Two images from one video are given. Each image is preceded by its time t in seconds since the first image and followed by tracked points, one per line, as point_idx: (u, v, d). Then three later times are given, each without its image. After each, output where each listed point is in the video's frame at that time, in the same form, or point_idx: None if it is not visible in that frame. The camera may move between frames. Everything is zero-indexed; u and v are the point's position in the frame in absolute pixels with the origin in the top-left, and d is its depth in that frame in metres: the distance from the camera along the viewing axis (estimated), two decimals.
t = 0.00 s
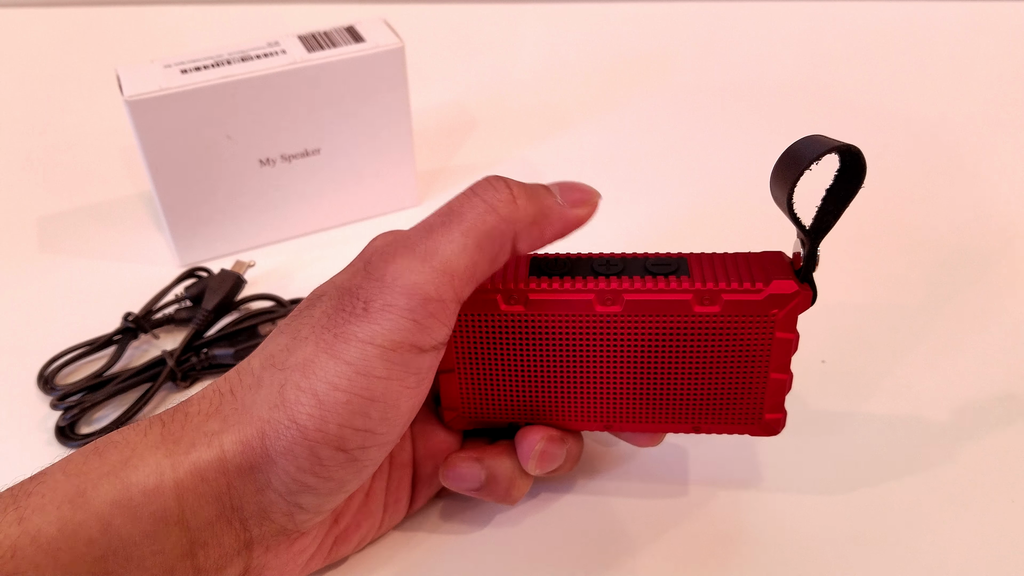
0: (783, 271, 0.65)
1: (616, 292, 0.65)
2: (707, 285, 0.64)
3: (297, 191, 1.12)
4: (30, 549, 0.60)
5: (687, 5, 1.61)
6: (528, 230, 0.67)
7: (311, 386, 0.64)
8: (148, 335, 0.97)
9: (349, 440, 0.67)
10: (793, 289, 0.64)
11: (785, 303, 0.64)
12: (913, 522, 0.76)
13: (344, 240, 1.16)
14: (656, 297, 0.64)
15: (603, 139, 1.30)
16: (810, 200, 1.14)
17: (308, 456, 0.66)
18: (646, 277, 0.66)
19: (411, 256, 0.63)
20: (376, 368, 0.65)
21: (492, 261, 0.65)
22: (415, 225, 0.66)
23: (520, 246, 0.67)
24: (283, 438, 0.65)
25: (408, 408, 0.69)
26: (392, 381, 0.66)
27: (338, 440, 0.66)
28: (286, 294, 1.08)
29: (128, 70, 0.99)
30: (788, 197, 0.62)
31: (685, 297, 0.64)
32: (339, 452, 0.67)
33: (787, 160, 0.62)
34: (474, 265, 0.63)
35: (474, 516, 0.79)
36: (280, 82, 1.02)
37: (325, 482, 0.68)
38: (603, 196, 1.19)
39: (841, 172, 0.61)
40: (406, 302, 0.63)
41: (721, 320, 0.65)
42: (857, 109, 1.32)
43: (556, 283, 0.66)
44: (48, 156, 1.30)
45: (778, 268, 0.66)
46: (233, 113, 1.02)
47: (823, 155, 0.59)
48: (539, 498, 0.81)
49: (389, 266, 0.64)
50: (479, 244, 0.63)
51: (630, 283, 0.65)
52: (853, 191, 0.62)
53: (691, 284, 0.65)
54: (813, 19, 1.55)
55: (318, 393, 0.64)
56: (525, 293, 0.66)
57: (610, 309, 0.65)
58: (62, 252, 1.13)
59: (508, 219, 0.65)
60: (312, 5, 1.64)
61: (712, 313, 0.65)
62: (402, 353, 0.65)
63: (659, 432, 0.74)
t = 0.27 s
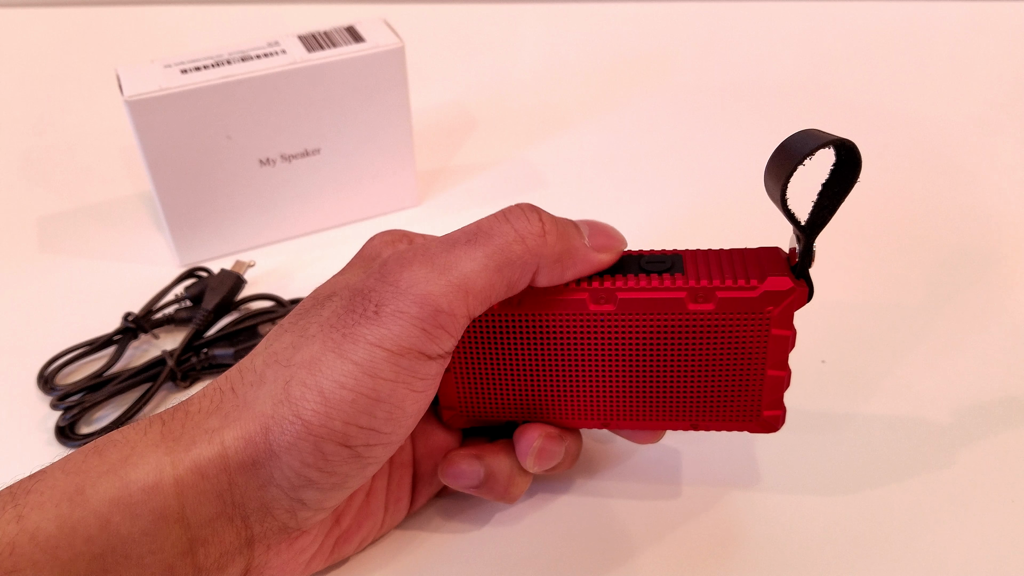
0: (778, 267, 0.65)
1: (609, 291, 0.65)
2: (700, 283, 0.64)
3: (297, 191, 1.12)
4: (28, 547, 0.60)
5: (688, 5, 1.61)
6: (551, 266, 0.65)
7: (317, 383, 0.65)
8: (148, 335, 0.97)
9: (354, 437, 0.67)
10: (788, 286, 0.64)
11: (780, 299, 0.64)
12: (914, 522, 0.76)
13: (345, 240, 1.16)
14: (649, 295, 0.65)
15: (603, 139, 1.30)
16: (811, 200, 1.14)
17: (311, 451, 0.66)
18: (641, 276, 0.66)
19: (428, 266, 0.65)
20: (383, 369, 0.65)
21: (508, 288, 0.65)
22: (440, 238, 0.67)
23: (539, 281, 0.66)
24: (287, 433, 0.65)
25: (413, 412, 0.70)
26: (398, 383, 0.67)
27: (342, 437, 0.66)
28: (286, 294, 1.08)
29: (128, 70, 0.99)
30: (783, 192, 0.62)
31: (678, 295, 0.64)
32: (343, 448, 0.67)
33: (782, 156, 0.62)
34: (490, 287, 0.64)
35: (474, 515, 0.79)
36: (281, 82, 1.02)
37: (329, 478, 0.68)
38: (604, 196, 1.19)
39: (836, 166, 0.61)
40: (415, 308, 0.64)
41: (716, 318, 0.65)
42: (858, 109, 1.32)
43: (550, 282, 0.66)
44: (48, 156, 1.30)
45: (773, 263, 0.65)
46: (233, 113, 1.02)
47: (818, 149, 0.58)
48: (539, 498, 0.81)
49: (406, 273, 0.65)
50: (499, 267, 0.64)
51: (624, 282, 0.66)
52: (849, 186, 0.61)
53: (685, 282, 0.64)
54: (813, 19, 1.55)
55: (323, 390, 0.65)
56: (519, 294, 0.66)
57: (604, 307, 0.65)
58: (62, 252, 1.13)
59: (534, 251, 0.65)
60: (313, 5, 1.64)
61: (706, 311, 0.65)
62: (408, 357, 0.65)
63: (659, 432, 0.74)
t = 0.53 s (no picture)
0: (773, 265, 0.65)
1: (604, 290, 0.65)
2: (695, 281, 0.64)
3: (297, 191, 1.12)
4: (22, 541, 0.60)
5: (689, 5, 1.61)
6: (546, 262, 0.66)
7: (314, 373, 0.65)
8: (148, 335, 0.97)
9: (350, 429, 0.67)
10: (783, 284, 0.63)
11: (774, 298, 0.64)
12: (916, 522, 0.76)
13: (344, 240, 1.15)
14: (644, 294, 0.64)
15: (604, 139, 1.30)
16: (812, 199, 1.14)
17: (308, 443, 0.66)
18: (635, 274, 0.66)
19: (426, 256, 0.66)
20: (379, 359, 0.65)
21: (504, 281, 0.65)
22: (438, 233, 0.68)
23: (535, 278, 0.66)
24: (284, 425, 0.65)
25: (411, 405, 0.70)
26: (395, 373, 0.66)
27: (339, 428, 0.66)
28: (286, 294, 1.08)
29: (128, 70, 0.99)
30: (776, 189, 0.62)
31: (673, 293, 0.64)
32: (340, 441, 0.67)
33: (775, 153, 0.62)
34: (486, 278, 0.65)
35: (471, 516, 0.79)
36: (281, 82, 1.02)
37: (326, 472, 0.68)
38: (605, 196, 1.19)
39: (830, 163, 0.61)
40: (411, 297, 0.65)
41: (712, 316, 0.65)
42: (859, 108, 1.32)
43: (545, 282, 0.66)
44: (49, 156, 1.30)
45: (768, 262, 0.65)
46: (233, 113, 1.02)
47: (810, 146, 0.58)
48: (536, 498, 0.80)
49: (403, 264, 0.66)
50: (495, 259, 0.65)
51: (619, 281, 0.65)
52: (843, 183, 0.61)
53: (680, 280, 0.64)
54: (814, 19, 1.55)
55: (320, 380, 0.65)
56: (514, 294, 0.67)
57: (599, 306, 0.65)
58: (62, 252, 1.13)
59: (530, 244, 0.66)
60: (314, 6, 1.64)
61: (701, 309, 0.64)
62: (405, 347, 0.66)
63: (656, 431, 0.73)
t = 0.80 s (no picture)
0: (771, 263, 0.65)
1: (602, 288, 0.65)
2: (693, 278, 0.64)
3: (297, 191, 1.12)
4: (20, 537, 0.60)
5: (689, 5, 1.61)
6: (543, 256, 0.66)
7: (314, 367, 0.65)
8: (148, 335, 0.97)
9: (351, 423, 0.67)
10: (780, 281, 0.63)
11: (772, 295, 0.64)
12: (916, 520, 0.76)
13: (344, 240, 1.16)
14: (641, 291, 0.64)
15: (604, 139, 1.30)
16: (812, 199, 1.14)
17: (308, 437, 0.66)
18: (633, 272, 0.66)
19: (424, 250, 0.67)
20: (379, 352, 0.66)
21: (501, 275, 0.66)
22: (436, 229, 0.69)
23: (531, 272, 0.67)
24: (284, 419, 0.65)
25: (411, 399, 0.70)
26: (394, 366, 0.67)
27: (339, 423, 0.66)
28: (286, 294, 1.08)
29: (128, 70, 0.99)
30: (772, 186, 0.62)
31: (671, 291, 0.64)
32: (340, 436, 0.67)
33: (772, 151, 0.62)
34: (484, 271, 0.65)
35: (470, 515, 0.79)
36: (281, 82, 1.03)
37: (326, 467, 0.68)
38: (605, 196, 1.19)
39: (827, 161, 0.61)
40: (409, 290, 0.65)
41: (709, 314, 0.65)
42: (859, 108, 1.32)
43: (542, 279, 0.66)
44: (49, 156, 1.30)
45: (765, 259, 0.65)
46: (233, 113, 1.02)
47: (806, 143, 0.58)
48: (536, 497, 0.80)
49: (401, 259, 0.67)
50: (493, 252, 0.65)
51: (616, 278, 0.65)
52: (839, 181, 0.61)
53: (677, 278, 0.64)
54: (815, 19, 1.55)
55: (320, 373, 0.65)
56: (513, 292, 0.66)
57: (596, 304, 0.65)
58: (62, 252, 1.13)
59: (527, 238, 0.66)
60: (315, 6, 1.64)
61: (698, 307, 0.64)
62: (403, 340, 0.66)
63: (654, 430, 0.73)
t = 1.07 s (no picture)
0: (768, 261, 0.65)
1: (600, 284, 0.65)
2: (690, 275, 0.64)
3: (297, 191, 1.12)
4: (20, 533, 0.60)
5: (689, 6, 1.61)
6: (542, 252, 0.66)
7: (314, 362, 0.65)
8: (148, 335, 0.97)
9: (352, 418, 0.67)
10: (776, 278, 0.64)
11: (769, 292, 0.64)
12: (914, 519, 0.76)
13: (344, 240, 1.16)
14: (639, 288, 0.65)
15: (604, 139, 1.30)
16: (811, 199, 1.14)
17: (309, 432, 0.66)
18: (631, 270, 0.66)
19: (423, 246, 0.67)
20: (380, 347, 0.66)
21: (501, 271, 0.66)
22: (435, 225, 0.69)
23: (530, 269, 0.67)
24: (284, 415, 0.65)
25: (411, 395, 0.70)
26: (394, 361, 0.67)
27: (340, 418, 0.66)
28: (286, 294, 1.08)
29: (128, 70, 1.00)
30: (769, 183, 0.62)
31: (668, 287, 0.64)
32: (341, 430, 0.67)
33: (767, 149, 0.62)
34: (484, 267, 0.65)
35: (470, 514, 0.79)
36: (281, 82, 1.03)
37: (327, 463, 0.68)
38: (604, 196, 1.19)
39: (823, 158, 0.61)
40: (409, 284, 0.65)
41: (706, 311, 0.65)
42: (859, 108, 1.32)
43: (540, 276, 0.66)
44: (50, 156, 1.30)
45: (762, 257, 0.65)
46: (233, 113, 1.02)
47: (802, 140, 0.58)
48: (535, 496, 0.80)
49: (402, 255, 0.67)
50: (492, 247, 0.66)
51: (614, 275, 0.66)
52: (835, 178, 0.61)
53: (675, 274, 0.64)
54: (814, 20, 1.55)
55: (320, 369, 0.65)
56: (511, 287, 0.67)
57: (595, 301, 0.65)
58: (63, 252, 1.13)
59: (526, 234, 0.66)
60: (315, 7, 1.64)
61: (696, 303, 0.64)
62: (403, 335, 0.66)
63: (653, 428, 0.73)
